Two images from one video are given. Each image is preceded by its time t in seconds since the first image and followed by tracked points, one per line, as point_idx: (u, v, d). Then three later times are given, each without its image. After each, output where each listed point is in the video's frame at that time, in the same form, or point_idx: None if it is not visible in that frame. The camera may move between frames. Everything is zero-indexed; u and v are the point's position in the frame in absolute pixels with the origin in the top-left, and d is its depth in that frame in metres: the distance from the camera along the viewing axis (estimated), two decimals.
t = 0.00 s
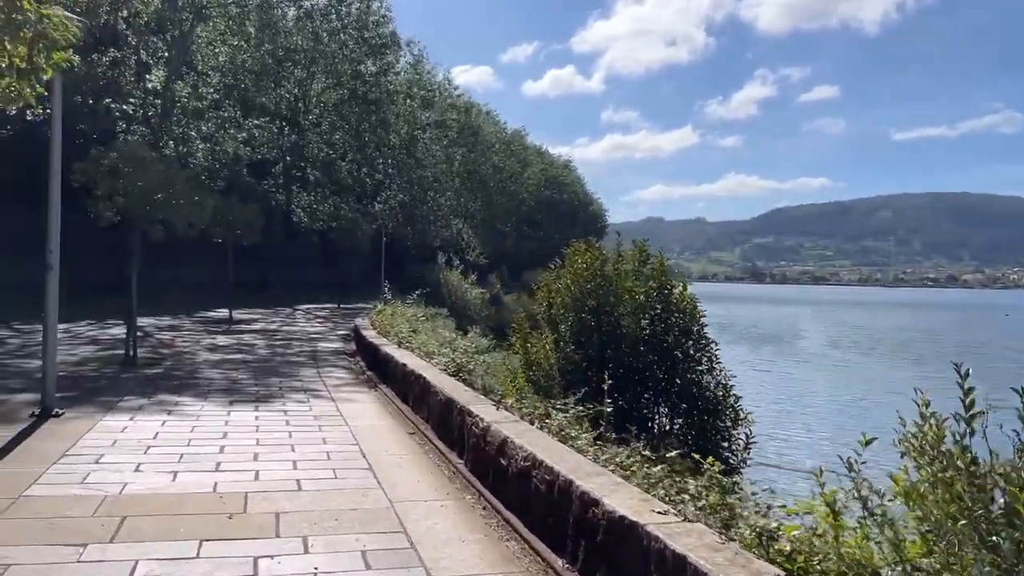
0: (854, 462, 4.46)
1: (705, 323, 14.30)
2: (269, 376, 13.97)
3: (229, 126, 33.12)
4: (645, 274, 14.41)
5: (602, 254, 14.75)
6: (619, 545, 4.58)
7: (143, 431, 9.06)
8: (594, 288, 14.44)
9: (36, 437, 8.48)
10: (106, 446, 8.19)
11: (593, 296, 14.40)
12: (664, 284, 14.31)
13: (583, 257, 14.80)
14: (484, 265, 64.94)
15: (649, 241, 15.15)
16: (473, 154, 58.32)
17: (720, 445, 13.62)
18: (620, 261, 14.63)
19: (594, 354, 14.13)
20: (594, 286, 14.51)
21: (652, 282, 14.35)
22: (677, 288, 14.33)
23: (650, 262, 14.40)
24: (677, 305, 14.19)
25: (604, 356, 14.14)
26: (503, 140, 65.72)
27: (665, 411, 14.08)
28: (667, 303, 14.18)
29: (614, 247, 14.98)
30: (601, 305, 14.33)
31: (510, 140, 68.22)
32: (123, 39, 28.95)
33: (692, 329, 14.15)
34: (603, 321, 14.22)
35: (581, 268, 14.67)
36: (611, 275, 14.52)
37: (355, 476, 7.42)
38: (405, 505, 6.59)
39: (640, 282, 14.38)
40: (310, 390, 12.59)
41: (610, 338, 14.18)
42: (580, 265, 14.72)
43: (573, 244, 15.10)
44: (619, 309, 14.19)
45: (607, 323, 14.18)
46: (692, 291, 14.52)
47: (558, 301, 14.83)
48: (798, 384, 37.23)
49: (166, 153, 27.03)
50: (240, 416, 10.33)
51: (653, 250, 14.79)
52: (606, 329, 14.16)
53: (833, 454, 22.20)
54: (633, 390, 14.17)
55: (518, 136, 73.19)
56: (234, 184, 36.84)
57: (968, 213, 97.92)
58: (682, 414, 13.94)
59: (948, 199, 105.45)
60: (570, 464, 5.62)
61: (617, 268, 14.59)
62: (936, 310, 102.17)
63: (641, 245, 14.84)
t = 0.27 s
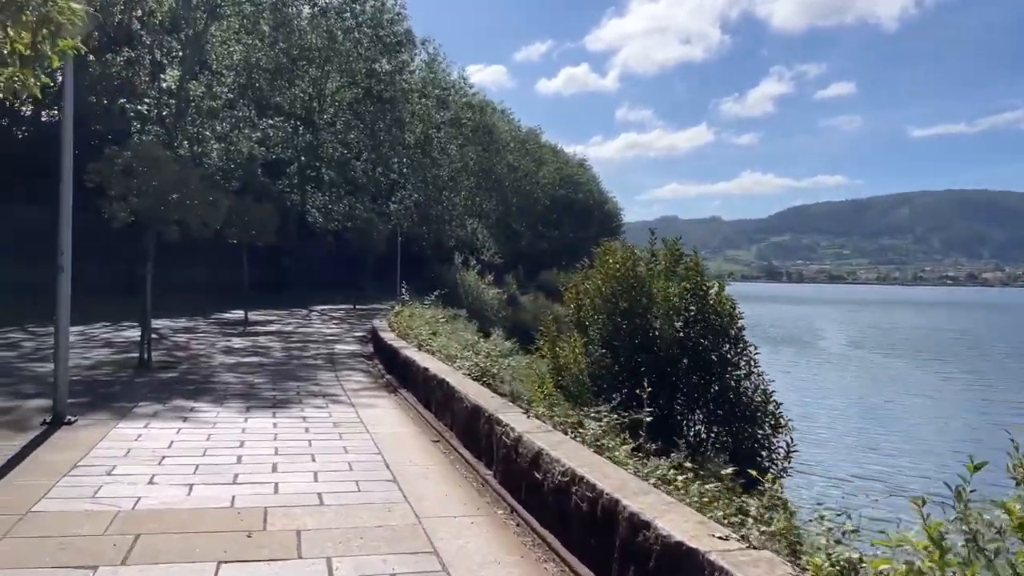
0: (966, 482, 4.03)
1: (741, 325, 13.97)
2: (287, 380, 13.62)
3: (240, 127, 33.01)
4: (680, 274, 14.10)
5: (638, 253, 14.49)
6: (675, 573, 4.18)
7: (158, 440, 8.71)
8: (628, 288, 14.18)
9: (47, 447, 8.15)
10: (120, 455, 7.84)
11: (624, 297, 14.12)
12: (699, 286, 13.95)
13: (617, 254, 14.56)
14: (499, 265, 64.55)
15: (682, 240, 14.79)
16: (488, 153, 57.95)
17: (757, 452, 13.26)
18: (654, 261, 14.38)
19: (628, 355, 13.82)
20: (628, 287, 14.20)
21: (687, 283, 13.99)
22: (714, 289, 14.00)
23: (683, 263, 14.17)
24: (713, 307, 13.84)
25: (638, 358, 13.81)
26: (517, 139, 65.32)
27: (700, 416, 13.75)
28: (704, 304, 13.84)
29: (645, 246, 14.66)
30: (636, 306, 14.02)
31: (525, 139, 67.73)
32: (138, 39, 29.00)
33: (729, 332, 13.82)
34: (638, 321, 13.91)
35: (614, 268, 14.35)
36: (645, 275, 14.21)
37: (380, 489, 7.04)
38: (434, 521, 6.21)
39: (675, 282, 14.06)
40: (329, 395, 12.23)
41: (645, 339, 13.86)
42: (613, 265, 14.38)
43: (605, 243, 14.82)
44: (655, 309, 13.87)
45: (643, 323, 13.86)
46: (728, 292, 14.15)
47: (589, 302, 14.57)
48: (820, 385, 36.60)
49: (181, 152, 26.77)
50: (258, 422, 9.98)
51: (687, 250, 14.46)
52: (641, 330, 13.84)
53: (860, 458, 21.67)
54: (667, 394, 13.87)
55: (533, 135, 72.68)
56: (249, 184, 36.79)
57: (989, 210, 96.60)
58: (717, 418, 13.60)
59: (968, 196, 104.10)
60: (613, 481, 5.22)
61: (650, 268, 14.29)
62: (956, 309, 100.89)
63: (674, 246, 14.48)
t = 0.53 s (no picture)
0: None
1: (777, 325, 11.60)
2: (302, 382, 13.31)
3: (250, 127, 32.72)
4: (706, 274, 11.58)
5: (660, 249, 11.75)
6: None
7: (171, 445, 8.40)
8: (649, 290, 11.49)
9: (55, 455, 7.85)
10: (131, 464, 7.54)
11: (644, 301, 11.44)
12: (730, 286, 11.48)
13: (636, 255, 11.76)
14: (512, 264, 64.27)
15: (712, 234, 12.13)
16: (500, 152, 57.61)
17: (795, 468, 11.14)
18: (677, 258, 11.68)
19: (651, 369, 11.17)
20: (648, 290, 11.49)
21: (719, 284, 11.50)
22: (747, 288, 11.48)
23: (711, 260, 11.63)
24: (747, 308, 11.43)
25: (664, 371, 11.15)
26: (530, 138, 64.96)
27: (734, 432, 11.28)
28: (737, 305, 11.40)
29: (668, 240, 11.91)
30: (659, 311, 11.35)
31: (537, 137, 67.29)
32: (150, 38, 29.27)
33: (764, 335, 11.47)
34: (660, 328, 11.27)
35: (632, 268, 11.72)
36: (670, 276, 11.48)
37: (403, 499, 6.71)
38: (462, 535, 5.84)
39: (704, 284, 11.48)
40: (345, 398, 11.90)
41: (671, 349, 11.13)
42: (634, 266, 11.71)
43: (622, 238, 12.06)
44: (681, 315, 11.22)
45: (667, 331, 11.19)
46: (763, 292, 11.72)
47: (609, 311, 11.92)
48: (839, 385, 36.09)
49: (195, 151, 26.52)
50: (273, 427, 9.66)
51: (716, 246, 11.86)
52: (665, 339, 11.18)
53: (885, 462, 21.20)
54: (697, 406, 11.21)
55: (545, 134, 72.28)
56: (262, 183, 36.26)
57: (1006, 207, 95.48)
58: (757, 436, 11.32)
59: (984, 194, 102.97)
60: (657, 495, 4.86)
61: (674, 267, 11.57)
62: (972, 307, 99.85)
63: (700, 240, 11.83)
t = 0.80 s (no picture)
0: None
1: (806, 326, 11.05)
2: (312, 385, 12.96)
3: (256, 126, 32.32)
4: (729, 272, 11.22)
5: (683, 248, 11.54)
6: None
7: (175, 454, 8.06)
8: (672, 289, 11.19)
9: (55, 464, 7.51)
10: (133, 474, 7.20)
11: (663, 297, 11.17)
12: (755, 285, 11.00)
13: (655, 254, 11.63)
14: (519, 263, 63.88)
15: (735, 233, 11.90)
16: (508, 150, 57.18)
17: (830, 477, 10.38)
18: (699, 256, 11.40)
19: (672, 369, 10.81)
20: (669, 288, 11.22)
21: (744, 283, 11.05)
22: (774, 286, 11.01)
23: (734, 259, 11.27)
24: (774, 307, 10.89)
25: (685, 370, 10.78)
26: (537, 136, 64.52)
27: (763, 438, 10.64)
28: (763, 304, 10.90)
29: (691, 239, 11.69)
30: (682, 309, 11.00)
31: (544, 135, 66.89)
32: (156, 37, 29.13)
33: (793, 336, 10.90)
34: (683, 327, 10.91)
35: (654, 267, 11.48)
36: (692, 274, 11.24)
37: (419, 512, 6.35)
38: (484, 554, 5.46)
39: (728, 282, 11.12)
40: (356, 402, 11.54)
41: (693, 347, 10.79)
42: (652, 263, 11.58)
43: (643, 238, 11.86)
44: (704, 313, 10.87)
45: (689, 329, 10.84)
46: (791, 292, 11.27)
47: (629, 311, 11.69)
48: (853, 385, 35.64)
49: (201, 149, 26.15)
50: (282, 433, 9.29)
51: (741, 245, 11.51)
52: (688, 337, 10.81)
53: (904, 464, 20.76)
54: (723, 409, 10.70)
55: (553, 131, 71.82)
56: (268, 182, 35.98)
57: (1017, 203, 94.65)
58: (788, 443, 10.55)
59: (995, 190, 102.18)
60: (698, 512, 4.50)
61: (697, 265, 11.32)
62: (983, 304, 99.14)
63: (724, 238, 11.49)
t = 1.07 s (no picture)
0: None
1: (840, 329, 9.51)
2: (315, 387, 12.57)
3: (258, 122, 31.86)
4: (755, 269, 9.63)
5: (706, 242, 9.92)
6: None
7: (173, 462, 7.67)
8: (693, 286, 9.59)
9: (46, 474, 7.12)
10: (128, 484, 6.81)
11: (684, 299, 9.56)
12: (785, 282, 9.47)
13: (673, 249, 10.03)
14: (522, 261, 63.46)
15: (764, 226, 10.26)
16: (511, 147, 56.70)
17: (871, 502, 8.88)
18: (723, 251, 9.80)
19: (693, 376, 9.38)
20: (689, 287, 9.62)
21: (772, 279, 9.50)
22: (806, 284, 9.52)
23: (763, 252, 9.66)
24: (804, 306, 9.42)
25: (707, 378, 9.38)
26: (540, 133, 64.05)
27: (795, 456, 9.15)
28: (792, 304, 9.40)
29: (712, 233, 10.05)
30: (704, 310, 9.47)
31: (548, 132, 66.36)
32: (155, 33, 28.39)
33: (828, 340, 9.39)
34: (703, 328, 9.44)
35: (673, 264, 9.90)
36: (715, 272, 9.65)
37: (432, 525, 5.97)
38: (503, 573, 5.08)
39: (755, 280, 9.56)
40: (360, 404, 11.15)
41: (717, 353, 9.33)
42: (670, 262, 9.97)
43: (662, 230, 10.26)
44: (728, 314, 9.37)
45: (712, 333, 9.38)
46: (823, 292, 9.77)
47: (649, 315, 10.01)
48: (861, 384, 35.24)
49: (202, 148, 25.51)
50: (285, 438, 8.90)
51: (771, 238, 9.90)
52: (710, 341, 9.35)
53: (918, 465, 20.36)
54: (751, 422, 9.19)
55: (556, 129, 71.33)
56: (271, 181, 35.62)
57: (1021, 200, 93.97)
58: (818, 454, 9.16)
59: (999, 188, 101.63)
60: (744, 532, 4.13)
61: (719, 263, 9.72)
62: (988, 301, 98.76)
63: (752, 231, 9.89)
